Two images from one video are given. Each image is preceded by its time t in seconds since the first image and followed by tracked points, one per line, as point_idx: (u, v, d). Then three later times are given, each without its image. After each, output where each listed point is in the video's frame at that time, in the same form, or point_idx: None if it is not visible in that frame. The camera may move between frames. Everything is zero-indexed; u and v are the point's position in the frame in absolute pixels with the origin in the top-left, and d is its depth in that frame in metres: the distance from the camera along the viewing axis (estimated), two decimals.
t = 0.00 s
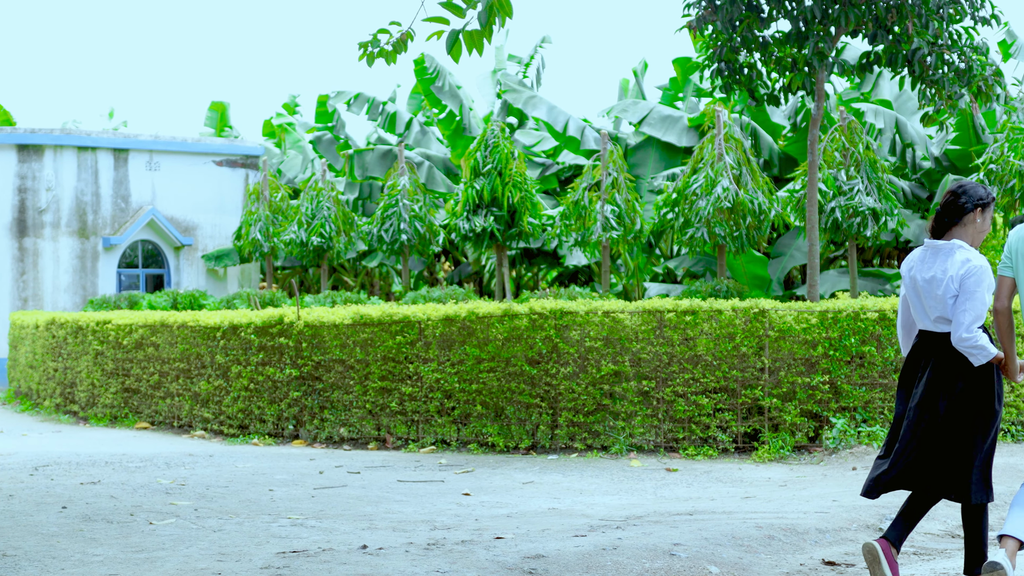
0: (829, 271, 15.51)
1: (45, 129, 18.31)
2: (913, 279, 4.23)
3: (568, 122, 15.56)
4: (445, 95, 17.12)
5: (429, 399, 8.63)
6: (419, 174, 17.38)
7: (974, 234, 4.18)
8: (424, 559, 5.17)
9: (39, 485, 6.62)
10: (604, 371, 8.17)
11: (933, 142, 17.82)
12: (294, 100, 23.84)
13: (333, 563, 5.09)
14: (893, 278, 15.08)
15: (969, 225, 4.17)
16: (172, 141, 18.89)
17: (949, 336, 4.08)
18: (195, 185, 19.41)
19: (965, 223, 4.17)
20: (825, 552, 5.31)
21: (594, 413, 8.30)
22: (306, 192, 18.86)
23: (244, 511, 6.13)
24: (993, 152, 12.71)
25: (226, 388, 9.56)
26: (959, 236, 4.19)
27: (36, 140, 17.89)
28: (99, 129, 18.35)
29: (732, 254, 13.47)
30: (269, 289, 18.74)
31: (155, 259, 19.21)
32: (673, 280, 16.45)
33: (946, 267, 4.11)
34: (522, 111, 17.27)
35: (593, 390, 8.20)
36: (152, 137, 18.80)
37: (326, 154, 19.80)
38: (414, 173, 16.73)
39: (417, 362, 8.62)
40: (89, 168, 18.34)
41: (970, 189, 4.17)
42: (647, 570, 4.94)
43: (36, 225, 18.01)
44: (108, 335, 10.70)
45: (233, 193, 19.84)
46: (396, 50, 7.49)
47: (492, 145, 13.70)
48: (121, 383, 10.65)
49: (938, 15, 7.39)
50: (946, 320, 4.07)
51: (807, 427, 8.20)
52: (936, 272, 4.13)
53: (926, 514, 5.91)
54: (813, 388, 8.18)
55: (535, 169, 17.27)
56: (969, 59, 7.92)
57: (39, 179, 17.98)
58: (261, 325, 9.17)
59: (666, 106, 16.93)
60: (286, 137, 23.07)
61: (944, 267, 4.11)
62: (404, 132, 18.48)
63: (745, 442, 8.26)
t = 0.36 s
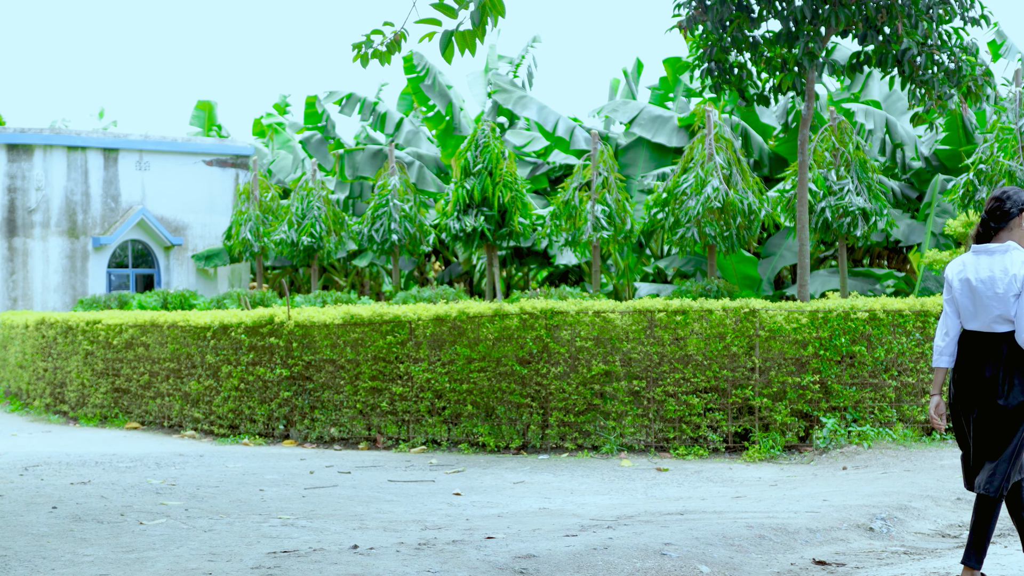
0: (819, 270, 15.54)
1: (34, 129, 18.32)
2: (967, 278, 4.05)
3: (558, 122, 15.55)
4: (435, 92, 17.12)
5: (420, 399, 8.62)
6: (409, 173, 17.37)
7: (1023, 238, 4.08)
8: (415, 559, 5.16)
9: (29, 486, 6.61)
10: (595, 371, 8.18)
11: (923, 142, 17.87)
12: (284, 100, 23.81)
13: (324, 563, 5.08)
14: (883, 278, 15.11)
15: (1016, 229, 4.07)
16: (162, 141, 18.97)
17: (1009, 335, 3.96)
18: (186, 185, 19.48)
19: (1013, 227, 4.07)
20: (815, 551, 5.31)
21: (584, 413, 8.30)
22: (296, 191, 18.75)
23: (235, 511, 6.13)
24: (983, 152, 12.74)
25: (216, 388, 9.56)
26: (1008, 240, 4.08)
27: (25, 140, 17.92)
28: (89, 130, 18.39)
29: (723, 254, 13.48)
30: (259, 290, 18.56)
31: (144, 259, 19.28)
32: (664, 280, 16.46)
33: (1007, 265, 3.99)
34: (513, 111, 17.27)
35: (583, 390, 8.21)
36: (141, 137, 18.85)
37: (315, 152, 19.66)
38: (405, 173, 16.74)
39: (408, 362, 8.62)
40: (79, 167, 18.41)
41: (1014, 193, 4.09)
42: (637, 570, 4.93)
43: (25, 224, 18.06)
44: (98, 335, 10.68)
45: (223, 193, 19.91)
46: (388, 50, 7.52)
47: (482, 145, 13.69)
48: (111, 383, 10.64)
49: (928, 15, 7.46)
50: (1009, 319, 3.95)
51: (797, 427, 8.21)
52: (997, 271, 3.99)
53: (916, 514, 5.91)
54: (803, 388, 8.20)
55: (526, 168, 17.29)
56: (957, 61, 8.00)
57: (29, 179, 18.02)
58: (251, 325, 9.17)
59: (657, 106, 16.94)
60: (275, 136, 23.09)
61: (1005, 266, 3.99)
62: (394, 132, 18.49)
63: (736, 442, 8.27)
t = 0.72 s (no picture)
0: (811, 270, 15.57)
1: (26, 129, 18.26)
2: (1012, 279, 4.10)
3: (550, 123, 15.55)
4: (424, 93, 17.08)
5: (412, 399, 8.63)
6: (402, 174, 17.36)
7: None
8: (408, 559, 5.16)
9: (20, 486, 6.60)
10: (587, 371, 8.18)
11: (914, 142, 17.89)
12: (277, 100, 23.82)
13: (316, 563, 5.08)
14: (875, 278, 15.12)
15: None
16: (154, 141, 18.95)
17: None
18: (177, 185, 19.53)
19: None
20: (807, 551, 5.31)
21: (577, 413, 8.31)
22: (288, 190, 18.51)
23: (227, 511, 6.13)
24: (974, 153, 12.78)
25: (209, 388, 9.55)
26: None
27: (17, 140, 17.84)
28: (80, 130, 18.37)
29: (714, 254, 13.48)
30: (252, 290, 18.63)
31: (137, 258, 19.33)
32: (656, 280, 16.49)
33: None
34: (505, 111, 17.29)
35: (576, 390, 8.22)
36: (133, 137, 18.83)
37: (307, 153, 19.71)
38: (397, 173, 16.74)
39: (400, 362, 8.62)
40: (71, 168, 18.37)
41: None
42: (629, 570, 4.94)
43: (18, 225, 17.98)
44: (90, 336, 10.67)
45: (215, 193, 19.93)
46: (381, 50, 7.55)
47: (475, 145, 13.70)
48: (103, 383, 10.63)
49: (919, 15, 7.58)
50: None
51: (790, 427, 8.23)
52: None
53: (908, 514, 5.92)
54: (796, 388, 8.20)
55: (518, 168, 17.30)
56: (949, 60, 8.02)
57: (20, 179, 17.94)
58: (244, 325, 9.17)
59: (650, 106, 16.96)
60: (267, 136, 23.10)
61: None
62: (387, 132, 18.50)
63: (728, 442, 8.28)
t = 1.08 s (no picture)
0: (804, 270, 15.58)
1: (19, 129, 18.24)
2: None
3: (544, 122, 15.56)
4: (418, 93, 17.08)
5: (405, 399, 8.62)
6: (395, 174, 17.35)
7: None
8: (401, 559, 5.15)
9: (13, 486, 6.59)
10: (581, 370, 8.19)
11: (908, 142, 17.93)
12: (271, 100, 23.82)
13: (309, 563, 5.07)
14: (868, 278, 15.13)
15: None
16: (147, 140, 18.94)
17: None
18: (170, 184, 19.53)
19: None
20: (800, 551, 5.30)
21: (571, 412, 8.30)
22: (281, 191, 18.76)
23: (220, 511, 6.12)
24: (967, 152, 12.81)
25: (202, 388, 9.54)
26: None
27: (10, 139, 17.83)
28: (73, 129, 18.34)
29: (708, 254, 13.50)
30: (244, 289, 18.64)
31: (130, 258, 19.23)
32: (650, 279, 16.50)
33: None
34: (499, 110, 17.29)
35: (569, 390, 8.22)
36: (127, 137, 18.81)
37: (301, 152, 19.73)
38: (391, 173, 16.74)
39: (394, 361, 8.62)
40: (63, 168, 18.36)
41: None
42: (622, 569, 4.93)
43: (11, 224, 17.97)
44: (83, 335, 10.66)
45: (209, 192, 19.93)
46: (374, 49, 7.57)
47: (468, 145, 13.70)
48: (96, 383, 10.62)
49: (911, 16, 7.62)
50: None
51: (782, 427, 8.23)
52: None
53: (901, 514, 5.92)
54: (789, 388, 8.21)
55: (512, 168, 17.36)
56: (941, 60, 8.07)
57: (13, 179, 17.95)
58: (237, 325, 9.18)
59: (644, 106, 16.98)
60: (261, 136, 23.08)
61: None
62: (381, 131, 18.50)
63: (722, 441, 8.28)
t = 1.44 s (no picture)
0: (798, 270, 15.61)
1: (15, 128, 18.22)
2: None
3: (539, 123, 15.57)
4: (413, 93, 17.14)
5: (400, 399, 8.60)
6: (390, 174, 17.35)
7: None
8: (396, 559, 5.16)
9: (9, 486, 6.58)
10: (576, 371, 8.21)
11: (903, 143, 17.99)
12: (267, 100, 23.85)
13: (303, 563, 5.07)
14: (863, 278, 15.17)
15: None
16: (143, 141, 18.92)
17: None
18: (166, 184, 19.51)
19: None
20: (794, 551, 5.30)
21: (566, 413, 8.29)
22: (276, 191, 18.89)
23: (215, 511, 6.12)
24: (961, 153, 12.84)
25: (196, 389, 9.53)
26: None
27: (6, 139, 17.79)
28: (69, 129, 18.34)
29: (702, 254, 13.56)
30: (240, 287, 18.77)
31: (123, 260, 19.16)
32: (644, 279, 16.53)
33: None
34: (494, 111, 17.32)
35: (564, 391, 8.24)
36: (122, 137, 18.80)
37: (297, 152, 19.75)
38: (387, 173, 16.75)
39: (388, 362, 8.61)
40: (59, 168, 18.33)
41: None
42: (616, 570, 4.93)
43: (6, 224, 17.94)
44: (78, 336, 10.65)
45: (204, 192, 19.92)
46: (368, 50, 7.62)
47: (463, 146, 13.72)
48: (90, 383, 10.61)
49: (904, 17, 7.70)
50: None
51: (778, 427, 8.21)
52: None
53: (895, 514, 5.93)
54: (783, 388, 8.22)
55: (507, 168, 17.36)
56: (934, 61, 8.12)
57: (9, 179, 17.92)
58: (231, 325, 9.18)
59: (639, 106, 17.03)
60: (256, 136, 23.08)
61: None
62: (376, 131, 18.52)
63: (717, 442, 8.27)
